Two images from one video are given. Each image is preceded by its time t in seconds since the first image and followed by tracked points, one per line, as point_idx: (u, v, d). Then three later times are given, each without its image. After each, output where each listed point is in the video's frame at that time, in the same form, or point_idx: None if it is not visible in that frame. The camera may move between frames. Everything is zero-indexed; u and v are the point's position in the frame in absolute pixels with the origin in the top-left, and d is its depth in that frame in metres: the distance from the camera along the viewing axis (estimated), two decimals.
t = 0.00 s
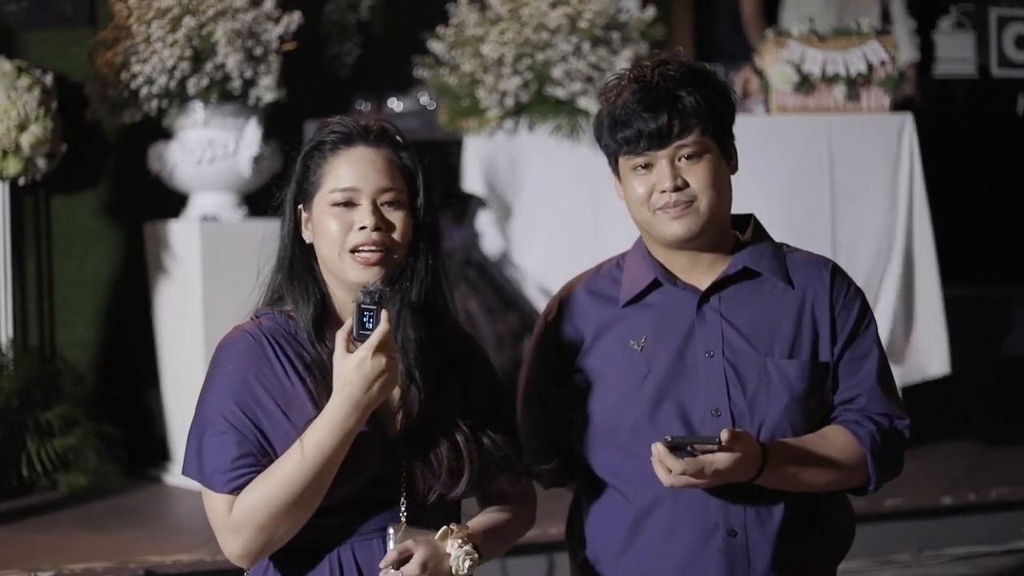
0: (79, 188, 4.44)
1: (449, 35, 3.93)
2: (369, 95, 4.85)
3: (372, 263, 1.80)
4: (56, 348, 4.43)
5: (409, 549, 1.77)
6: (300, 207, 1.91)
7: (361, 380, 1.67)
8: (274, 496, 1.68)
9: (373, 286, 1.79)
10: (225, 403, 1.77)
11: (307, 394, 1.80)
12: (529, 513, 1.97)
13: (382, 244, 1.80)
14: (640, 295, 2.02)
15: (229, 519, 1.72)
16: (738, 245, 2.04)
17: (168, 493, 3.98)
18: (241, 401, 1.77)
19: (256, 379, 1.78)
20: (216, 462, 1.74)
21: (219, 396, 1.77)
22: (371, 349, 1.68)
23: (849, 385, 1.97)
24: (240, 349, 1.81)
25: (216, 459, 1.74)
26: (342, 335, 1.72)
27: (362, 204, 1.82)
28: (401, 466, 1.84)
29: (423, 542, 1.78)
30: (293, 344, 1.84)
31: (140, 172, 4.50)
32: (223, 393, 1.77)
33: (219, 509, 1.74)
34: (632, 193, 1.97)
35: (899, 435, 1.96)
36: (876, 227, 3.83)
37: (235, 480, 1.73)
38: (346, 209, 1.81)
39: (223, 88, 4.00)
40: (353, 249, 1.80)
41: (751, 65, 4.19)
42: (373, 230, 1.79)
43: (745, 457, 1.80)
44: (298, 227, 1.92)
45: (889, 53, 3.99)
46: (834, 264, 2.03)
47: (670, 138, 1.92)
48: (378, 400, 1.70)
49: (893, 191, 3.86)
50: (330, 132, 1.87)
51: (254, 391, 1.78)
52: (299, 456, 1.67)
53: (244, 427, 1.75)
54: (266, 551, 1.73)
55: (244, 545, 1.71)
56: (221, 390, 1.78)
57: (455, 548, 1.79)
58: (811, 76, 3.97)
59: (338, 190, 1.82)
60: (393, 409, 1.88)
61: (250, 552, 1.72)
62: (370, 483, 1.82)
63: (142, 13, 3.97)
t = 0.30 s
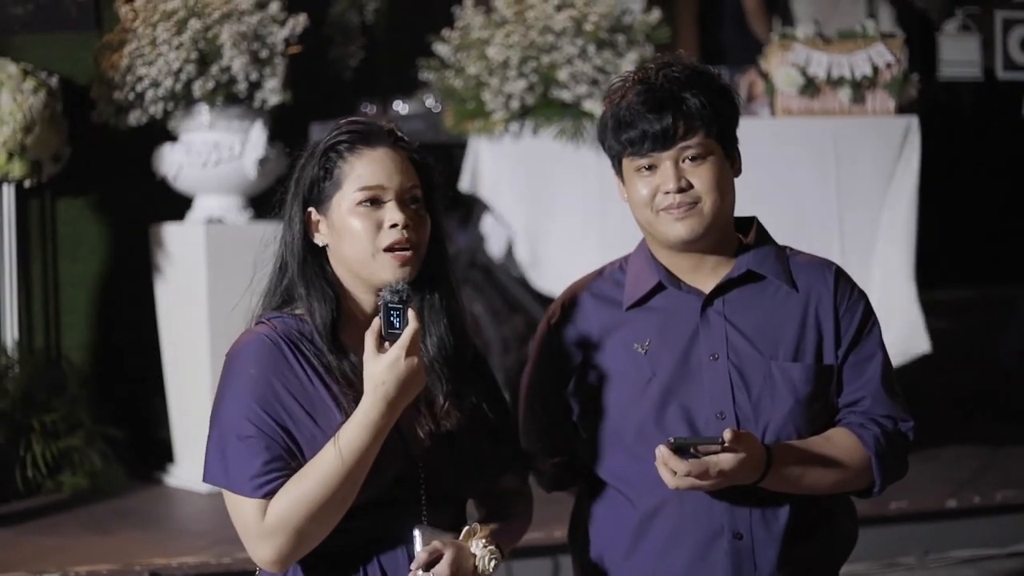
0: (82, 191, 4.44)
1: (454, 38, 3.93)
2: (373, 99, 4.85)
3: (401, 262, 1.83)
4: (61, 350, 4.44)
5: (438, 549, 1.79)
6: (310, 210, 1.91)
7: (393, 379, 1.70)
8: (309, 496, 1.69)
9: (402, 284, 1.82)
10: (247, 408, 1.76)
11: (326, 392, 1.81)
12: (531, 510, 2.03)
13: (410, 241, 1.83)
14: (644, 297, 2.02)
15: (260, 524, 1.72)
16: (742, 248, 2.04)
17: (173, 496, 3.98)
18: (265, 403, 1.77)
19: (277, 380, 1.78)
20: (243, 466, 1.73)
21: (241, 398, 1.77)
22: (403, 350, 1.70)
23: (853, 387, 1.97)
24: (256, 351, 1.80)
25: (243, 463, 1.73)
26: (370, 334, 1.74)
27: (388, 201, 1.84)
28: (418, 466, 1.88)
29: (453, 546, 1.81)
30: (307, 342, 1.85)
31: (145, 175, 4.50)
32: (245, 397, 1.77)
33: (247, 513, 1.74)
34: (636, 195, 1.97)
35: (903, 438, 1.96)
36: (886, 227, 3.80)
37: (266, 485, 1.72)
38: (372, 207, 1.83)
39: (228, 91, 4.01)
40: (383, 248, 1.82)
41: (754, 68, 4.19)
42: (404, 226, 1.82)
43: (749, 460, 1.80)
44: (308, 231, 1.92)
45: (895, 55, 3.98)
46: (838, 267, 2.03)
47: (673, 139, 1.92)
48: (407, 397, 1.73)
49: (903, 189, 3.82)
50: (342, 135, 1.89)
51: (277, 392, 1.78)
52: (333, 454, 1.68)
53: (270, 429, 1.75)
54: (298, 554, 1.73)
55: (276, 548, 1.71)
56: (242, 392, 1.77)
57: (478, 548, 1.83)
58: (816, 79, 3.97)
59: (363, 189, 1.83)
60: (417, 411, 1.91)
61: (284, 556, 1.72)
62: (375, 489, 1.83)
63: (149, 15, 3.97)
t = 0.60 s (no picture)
0: (82, 196, 4.44)
1: (454, 43, 3.93)
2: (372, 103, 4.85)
3: (418, 271, 1.83)
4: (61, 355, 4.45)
5: (455, 553, 1.79)
6: (324, 217, 1.90)
7: (411, 388, 1.70)
8: (329, 501, 1.69)
9: (419, 292, 1.82)
10: (262, 416, 1.75)
11: (341, 400, 1.81)
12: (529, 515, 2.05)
13: (428, 251, 1.84)
14: (645, 302, 2.02)
15: (279, 532, 1.72)
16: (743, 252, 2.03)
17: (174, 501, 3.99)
18: (280, 410, 1.77)
19: (292, 387, 1.78)
20: (260, 473, 1.73)
21: (256, 405, 1.76)
22: (422, 359, 1.71)
23: (855, 393, 1.98)
24: (268, 358, 1.80)
25: (260, 472, 1.73)
26: (387, 343, 1.75)
27: (408, 210, 1.85)
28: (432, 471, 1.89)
29: (468, 548, 1.81)
30: (319, 349, 1.85)
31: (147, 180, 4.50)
32: (258, 406, 1.76)
33: (264, 521, 1.73)
34: (636, 201, 1.97)
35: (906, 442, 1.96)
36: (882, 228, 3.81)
37: (284, 493, 1.72)
38: (391, 216, 1.83)
39: (228, 96, 4.02)
40: (402, 258, 1.82)
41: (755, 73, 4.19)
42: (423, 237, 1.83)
43: (751, 466, 1.80)
44: (321, 238, 1.91)
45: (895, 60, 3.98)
46: (839, 272, 2.03)
47: (672, 146, 1.93)
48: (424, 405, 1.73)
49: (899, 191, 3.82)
50: (357, 143, 1.89)
51: (291, 399, 1.78)
52: (355, 459, 1.69)
53: (285, 437, 1.75)
54: (315, 563, 1.73)
55: (295, 555, 1.71)
56: (257, 399, 1.76)
57: (494, 551, 1.85)
58: (816, 84, 3.97)
59: (382, 197, 1.84)
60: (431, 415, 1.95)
61: (303, 565, 1.72)
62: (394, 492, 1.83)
63: (149, 20, 3.97)
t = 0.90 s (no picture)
0: (80, 197, 4.44)
1: (452, 44, 3.93)
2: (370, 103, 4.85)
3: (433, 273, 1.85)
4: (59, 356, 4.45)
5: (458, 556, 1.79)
6: (335, 218, 1.89)
7: (418, 397, 1.71)
8: (337, 509, 1.68)
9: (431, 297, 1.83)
10: (268, 424, 1.75)
11: (347, 407, 1.82)
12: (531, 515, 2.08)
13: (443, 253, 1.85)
14: (645, 302, 2.03)
15: (286, 540, 1.71)
16: (744, 254, 2.04)
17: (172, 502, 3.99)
18: (286, 418, 1.76)
19: (298, 394, 1.79)
20: (265, 481, 1.72)
21: (262, 412, 1.76)
22: (431, 368, 1.71)
23: (853, 394, 1.97)
24: (273, 366, 1.80)
25: (265, 479, 1.72)
26: (397, 351, 1.75)
27: (422, 212, 1.86)
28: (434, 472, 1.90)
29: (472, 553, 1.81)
30: (323, 355, 1.85)
31: (145, 181, 4.50)
32: (264, 414, 1.76)
33: (269, 528, 1.72)
34: (632, 207, 1.97)
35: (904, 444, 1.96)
36: (881, 231, 3.81)
37: (292, 502, 1.71)
38: (407, 218, 1.84)
39: (227, 97, 4.03)
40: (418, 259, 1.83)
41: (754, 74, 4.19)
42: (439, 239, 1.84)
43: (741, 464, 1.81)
44: (333, 243, 1.89)
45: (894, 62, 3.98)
46: (839, 274, 2.03)
47: (662, 161, 1.92)
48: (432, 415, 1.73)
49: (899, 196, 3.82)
50: (370, 144, 1.88)
51: (297, 406, 1.78)
52: (364, 465, 1.69)
53: (291, 445, 1.75)
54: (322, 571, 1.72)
55: (303, 563, 1.70)
56: (263, 406, 1.76)
57: (496, 555, 1.85)
58: (815, 86, 3.98)
59: (397, 199, 1.84)
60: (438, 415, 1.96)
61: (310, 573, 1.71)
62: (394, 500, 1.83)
63: (148, 20, 3.97)
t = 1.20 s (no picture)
0: (79, 198, 4.45)
1: (451, 46, 3.93)
2: (369, 104, 4.85)
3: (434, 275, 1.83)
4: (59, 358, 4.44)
5: (460, 553, 1.79)
6: (338, 218, 1.87)
7: (421, 395, 1.70)
8: (339, 504, 1.67)
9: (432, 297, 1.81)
10: (269, 419, 1.73)
11: (348, 403, 1.80)
12: (536, 511, 2.01)
13: (445, 256, 1.83)
14: (640, 302, 2.00)
15: (287, 535, 1.70)
16: (743, 255, 2.01)
17: (171, 502, 3.99)
18: (288, 415, 1.74)
19: (300, 390, 1.77)
20: (267, 477, 1.70)
21: (263, 408, 1.74)
22: (433, 366, 1.71)
23: (844, 399, 1.94)
24: (275, 363, 1.78)
25: (266, 475, 1.70)
26: (398, 347, 1.75)
27: (424, 215, 1.84)
28: (435, 472, 1.88)
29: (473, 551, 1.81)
30: (323, 350, 1.83)
31: (144, 182, 4.51)
32: (266, 410, 1.74)
33: (270, 524, 1.71)
34: (629, 211, 1.95)
35: (894, 453, 1.91)
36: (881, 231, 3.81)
37: (293, 498, 1.70)
38: (412, 220, 1.83)
39: (226, 98, 4.03)
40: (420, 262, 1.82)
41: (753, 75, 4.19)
42: (442, 242, 1.82)
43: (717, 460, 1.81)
44: (335, 240, 1.87)
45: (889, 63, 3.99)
46: (837, 279, 1.99)
47: (657, 168, 1.90)
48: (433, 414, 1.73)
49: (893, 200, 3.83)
50: (375, 146, 1.86)
51: (299, 402, 1.76)
52: (366, 460, 1.68)
53: (294, 441, 1.73)
54: (322, 567, 1.71)
55: (305, 559, 1.69)
56: (266, 402, 1.74)
57: (497, 552, 1.84)
58: (813, 87, 3.97)
59: (402, 201, 1.83)
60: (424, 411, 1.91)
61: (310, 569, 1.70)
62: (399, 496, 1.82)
63: (147, 21, 3.97)
